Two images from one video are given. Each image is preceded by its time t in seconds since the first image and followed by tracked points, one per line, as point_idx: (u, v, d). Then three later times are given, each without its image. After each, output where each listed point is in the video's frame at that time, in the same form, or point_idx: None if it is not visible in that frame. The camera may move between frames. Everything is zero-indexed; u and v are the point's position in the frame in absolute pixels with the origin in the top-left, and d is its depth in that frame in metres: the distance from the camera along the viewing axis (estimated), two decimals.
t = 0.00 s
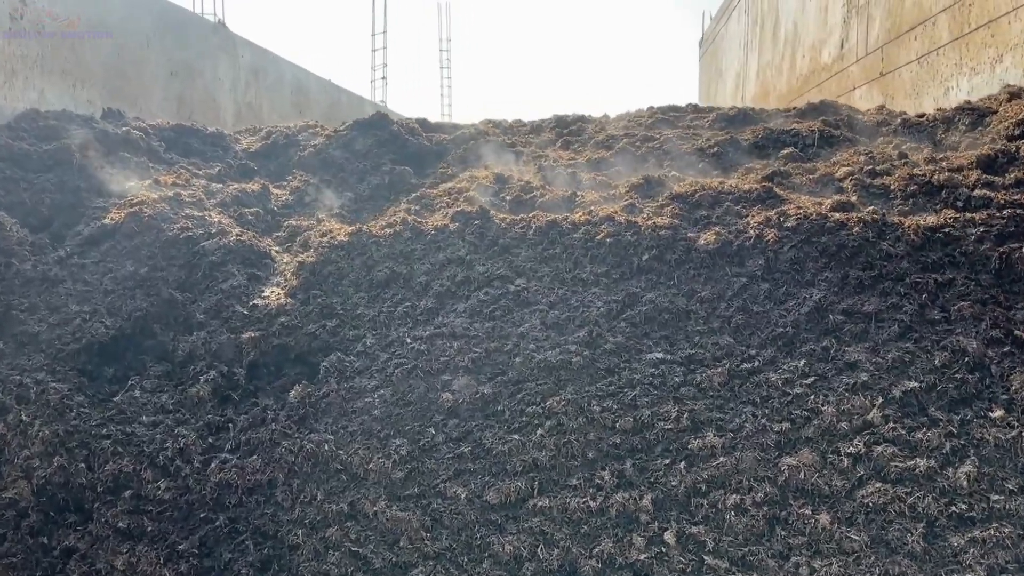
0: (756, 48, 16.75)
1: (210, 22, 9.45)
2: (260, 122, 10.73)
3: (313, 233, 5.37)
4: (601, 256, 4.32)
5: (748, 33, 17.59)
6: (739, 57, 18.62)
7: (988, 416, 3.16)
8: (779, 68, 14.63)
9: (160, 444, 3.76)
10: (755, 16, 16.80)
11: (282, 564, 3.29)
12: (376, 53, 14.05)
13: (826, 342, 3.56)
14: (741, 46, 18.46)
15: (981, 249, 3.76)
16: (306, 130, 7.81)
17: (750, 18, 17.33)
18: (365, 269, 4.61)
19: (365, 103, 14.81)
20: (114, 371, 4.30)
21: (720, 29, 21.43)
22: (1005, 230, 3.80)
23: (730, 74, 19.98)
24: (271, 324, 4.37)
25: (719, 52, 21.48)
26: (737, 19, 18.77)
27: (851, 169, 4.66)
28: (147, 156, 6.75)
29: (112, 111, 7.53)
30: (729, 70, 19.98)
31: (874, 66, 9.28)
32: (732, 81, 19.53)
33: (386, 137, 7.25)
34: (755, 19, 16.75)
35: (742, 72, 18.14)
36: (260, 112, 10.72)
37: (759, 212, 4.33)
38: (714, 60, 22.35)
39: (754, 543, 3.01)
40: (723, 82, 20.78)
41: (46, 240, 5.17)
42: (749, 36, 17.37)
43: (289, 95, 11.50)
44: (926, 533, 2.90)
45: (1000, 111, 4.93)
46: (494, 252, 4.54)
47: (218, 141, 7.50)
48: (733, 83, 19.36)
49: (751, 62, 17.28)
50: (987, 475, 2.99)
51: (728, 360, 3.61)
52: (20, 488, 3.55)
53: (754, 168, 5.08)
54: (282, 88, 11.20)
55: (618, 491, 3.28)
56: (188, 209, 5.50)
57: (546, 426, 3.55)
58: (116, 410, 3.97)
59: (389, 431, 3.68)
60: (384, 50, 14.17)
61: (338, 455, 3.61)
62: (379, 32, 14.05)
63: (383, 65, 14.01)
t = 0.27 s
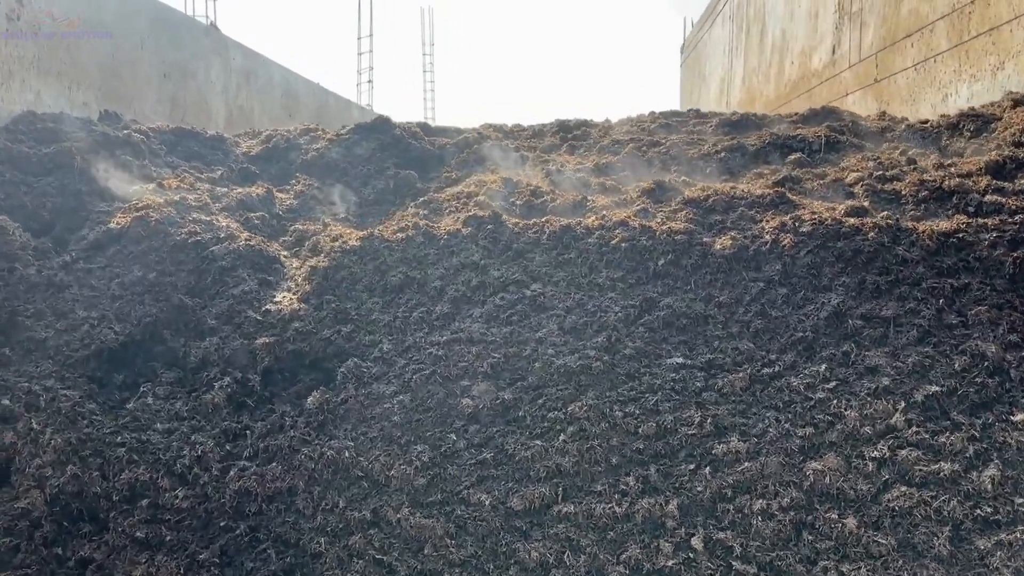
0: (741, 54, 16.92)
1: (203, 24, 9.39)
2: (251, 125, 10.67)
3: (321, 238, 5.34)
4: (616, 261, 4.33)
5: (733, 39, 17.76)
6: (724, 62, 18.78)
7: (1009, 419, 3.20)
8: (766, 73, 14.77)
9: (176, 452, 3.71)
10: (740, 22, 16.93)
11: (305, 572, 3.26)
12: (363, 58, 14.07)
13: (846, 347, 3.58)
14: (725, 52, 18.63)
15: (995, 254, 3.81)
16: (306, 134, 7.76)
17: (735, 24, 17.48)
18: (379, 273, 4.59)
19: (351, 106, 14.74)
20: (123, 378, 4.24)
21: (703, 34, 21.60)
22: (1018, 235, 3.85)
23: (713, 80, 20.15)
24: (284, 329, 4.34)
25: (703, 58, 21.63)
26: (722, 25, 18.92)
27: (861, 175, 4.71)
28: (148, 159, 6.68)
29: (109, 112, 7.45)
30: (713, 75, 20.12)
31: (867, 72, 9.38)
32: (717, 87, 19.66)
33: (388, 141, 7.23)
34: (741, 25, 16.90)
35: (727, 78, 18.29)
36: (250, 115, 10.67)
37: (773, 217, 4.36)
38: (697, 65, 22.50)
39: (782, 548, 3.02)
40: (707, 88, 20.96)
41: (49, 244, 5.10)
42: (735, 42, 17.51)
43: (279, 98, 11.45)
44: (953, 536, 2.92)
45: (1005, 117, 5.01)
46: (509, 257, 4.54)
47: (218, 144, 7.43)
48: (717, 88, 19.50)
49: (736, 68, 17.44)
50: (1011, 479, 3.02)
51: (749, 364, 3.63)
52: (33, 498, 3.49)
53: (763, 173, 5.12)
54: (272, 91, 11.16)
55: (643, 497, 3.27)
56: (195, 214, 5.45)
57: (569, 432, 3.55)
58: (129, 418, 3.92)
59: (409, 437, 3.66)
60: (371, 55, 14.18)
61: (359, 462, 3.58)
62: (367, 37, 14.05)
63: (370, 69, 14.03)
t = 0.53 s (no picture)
0: (726, 60, 17.06)
1: (196, 27, 9.34)
2: (240, 129, 10.63)
3: (328, 244, 5.33)
4: (628, 267, 4.35)
5: (717, 45, 17.92)
6: (708, 69, 18.94)
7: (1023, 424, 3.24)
8: (752, 80, 14.91)
9: (190, 459, 3.68)
10: (725, 29, 17.06)
11: None
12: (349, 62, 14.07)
13: (860, 353, 3.62)
14: (709, 59, 18.80)
15: (1003, 261, 3.87)
16: (307, 139, 7.73)
17: (719, 30, 17.63)
18: (389, 280, 4.59)
19: (338, 110, 14.69)
20: (132, 385, 4.19)
21: (687, 40, 21.77)
22: None
23: (697, 86, 20.30)
24: (296, 336, 4.32)
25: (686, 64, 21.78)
26: (706, 31, 19.06)
27: (867, 182, 4.76)
28: (149, 164, 6.62)
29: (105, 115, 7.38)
30: (697, 82, 20.27)
31: (859, 79, 9.49)
32: (700, 93, 19.77)
33: (390, 146, 7.23)
34: (725, 31, 17.06)
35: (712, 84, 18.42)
36: (240, 119, 10.63)
37: (782, 223, 4.41)
38: (681, 71, 22.68)
39: (803, 553, 3.04)
40: (691, 94, 21.12)
41: (51, 250, 5.04)
42: (719, 48, 17.66)
43: (268, 102, 11.41)
44: (971, 540, 2.95)
45: (1005, 125, 5.09)
46: (520, 263, 4.55)
47: (216, 149, 7.38)
48: (701, 94, 19.65)
49: (721, 75, 17.60)
50: None
51: (764, 370, 3.66)
52: (45, 507, 3.45)
53: (769, 180, 5.16)
54: (261, 96, 11.12)
55: (663, 503, 3.28)
56: (201, 219, 5.42)
57: (586, 438, 3.55)
58: (141, 426, 3.89)
59: (426, 444, 3.65)
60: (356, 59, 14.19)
61: (376, 469, 3.57)
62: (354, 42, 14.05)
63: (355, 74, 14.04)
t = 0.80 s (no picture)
0: (711, 64, 17.17)
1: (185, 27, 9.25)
2: (228, 130, 10.54)
3: (328, 246, 5.28)
4: (635, 269, 4.34)
5: (702, 49, 18.03)
6: (693, 73, 19.05)
7: None
8: (739, 83, 15.00)
9: (196, 464, 3.63)
10: (711, 33, 17.17)
11: None
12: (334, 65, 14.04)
13: (869, 355, 3.65)
14: (694, 63, 18.91)
15: (1007, 263, 3.90)
16: (302, 139, 7.66)
17: (705, 34, 17.71)
18: (393, 282, 4.56)
19: (324, 112, 14.63)
20: (133, 388, 4.13)
21: (671, 44, 21.89)
22: None
23: (682, 90, 20.40)
24: (300, 338, 4.28)
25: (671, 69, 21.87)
26: (691, 36, 19.17)
27: (869, 185, 4.80)
28: (144, 164, 6.52)
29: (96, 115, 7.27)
30: (682, 86, 20.37)
31: (850, 83, 9.57)
32: (685, 97, 19.87)
33: (387, 147, 7.19)
34: (711, 35, 17.18)
35: (698, 88, 18.48)
36: (228, 121, 10.54)
37: (787, 226, 4.43)
38: (665, 75, 22.80)
39: (817, 555, 3.04)
40: (675, 98, 21.23)
41: (47, 252, 4.96)
42: (705, 53, 17.73)
43: (255, 103, 11.32)
44: (984, 541, 2.96)
45: (1004, 129, 5.14)
46: (525, 265, 4.54)
47: (211, 149, 7.29)
48: (686, 98, 19.72)
49: (706, 79, 17.71)
50: None
51: (773, 372, 3.67)
52: (47, 514, 3.39)
53: (771, 182, 5.19)
54: (248, 96, 11.03)
55: (676, 506, 3.27)
56: (200, 220, 5.36)
57: (597, 440, 3.53)
58: (144, 430, 3.83)
59: (436, 448, 3.62)
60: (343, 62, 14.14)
61: (385, 473, 3.54)
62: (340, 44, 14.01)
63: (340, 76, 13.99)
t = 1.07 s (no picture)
0: (697, 67, 17.24)
1: (173, 26, 9.12)
2: (215, 129, 10.39)
3: (331, 247, 5.20)
4: (646, 271, 4.30)
5: (687, 52, 18.10)
6: (677, 76, 19.13)
7: None
8: (725, 86, 15.07)
9: (202, 471, 3.54)
10: (696, 36, 17.25)
11: None
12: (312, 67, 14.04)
13: (885, 358, 3.63)
14: (678, 66, 18.99)
15: (1020, 265, 3.91)
16: (298, 139, 7.55)
17: (691, 37, 17.77)
18: (400, 284, 4.49)
19: (308, 113, 14.51)
20: (134, 392, 4.03)
21: (654, 47, 21.98)
22: None
23: (666, 93, 20.48)
24: (307, 341, 4.20)
25: (654, 72, 21.93)
26: (675, 39, 19.25)
27: (877, 187, 4.80)
28: (138, 163, 6.38)
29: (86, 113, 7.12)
30: (666, 88, 20.45)
31: (843, 86, 9.59)
32: (669, 100, 19.94)
33: (385, 147, 7.11)
34: (696, 38, 17.25)
35: (682, 91, 18.55)
36: (215, 120, 10.40)
37: (798, 227, 4.41)
38: (648, 78, 22.89)
39: (840, 560, 3.01)
40: (659, 101, 21.30)
41: (41, 253, 4.84)
42: (690, 55, 17.78)
43: (241, 102, 11.18)
44: (1007, 545, 2.95)
45: (1007, 131, 5.17)
46: (534, 266, 4.49)
47: (205, 148, 7.15)
48: (671, 101, 19.75)
49: (691, 82, 17.79)
50: None
51: (790, 375, 3.64)
52: (49, 523, 3.29)
53: (777, 185, 5.18)
54: (234, 96, 10.89)
55: (696, 511, 3.23)
56: (199, 220, 5.26)
57: (614, 445, 3.48)
58: (148, 436, 3.73)
59: (450, 453, 3.56)
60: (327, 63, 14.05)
61: (398, 479, 3.47)
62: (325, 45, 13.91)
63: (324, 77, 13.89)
